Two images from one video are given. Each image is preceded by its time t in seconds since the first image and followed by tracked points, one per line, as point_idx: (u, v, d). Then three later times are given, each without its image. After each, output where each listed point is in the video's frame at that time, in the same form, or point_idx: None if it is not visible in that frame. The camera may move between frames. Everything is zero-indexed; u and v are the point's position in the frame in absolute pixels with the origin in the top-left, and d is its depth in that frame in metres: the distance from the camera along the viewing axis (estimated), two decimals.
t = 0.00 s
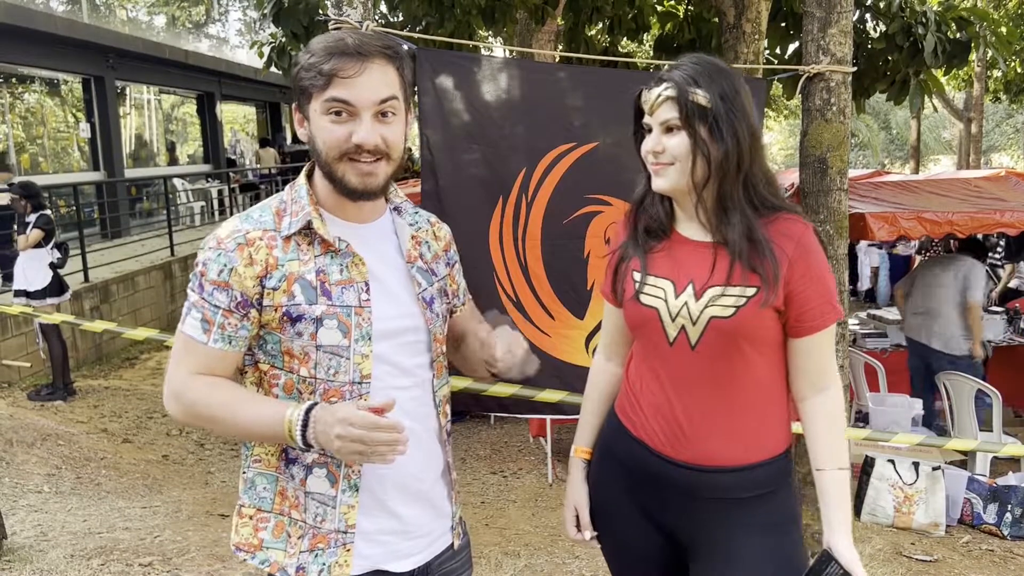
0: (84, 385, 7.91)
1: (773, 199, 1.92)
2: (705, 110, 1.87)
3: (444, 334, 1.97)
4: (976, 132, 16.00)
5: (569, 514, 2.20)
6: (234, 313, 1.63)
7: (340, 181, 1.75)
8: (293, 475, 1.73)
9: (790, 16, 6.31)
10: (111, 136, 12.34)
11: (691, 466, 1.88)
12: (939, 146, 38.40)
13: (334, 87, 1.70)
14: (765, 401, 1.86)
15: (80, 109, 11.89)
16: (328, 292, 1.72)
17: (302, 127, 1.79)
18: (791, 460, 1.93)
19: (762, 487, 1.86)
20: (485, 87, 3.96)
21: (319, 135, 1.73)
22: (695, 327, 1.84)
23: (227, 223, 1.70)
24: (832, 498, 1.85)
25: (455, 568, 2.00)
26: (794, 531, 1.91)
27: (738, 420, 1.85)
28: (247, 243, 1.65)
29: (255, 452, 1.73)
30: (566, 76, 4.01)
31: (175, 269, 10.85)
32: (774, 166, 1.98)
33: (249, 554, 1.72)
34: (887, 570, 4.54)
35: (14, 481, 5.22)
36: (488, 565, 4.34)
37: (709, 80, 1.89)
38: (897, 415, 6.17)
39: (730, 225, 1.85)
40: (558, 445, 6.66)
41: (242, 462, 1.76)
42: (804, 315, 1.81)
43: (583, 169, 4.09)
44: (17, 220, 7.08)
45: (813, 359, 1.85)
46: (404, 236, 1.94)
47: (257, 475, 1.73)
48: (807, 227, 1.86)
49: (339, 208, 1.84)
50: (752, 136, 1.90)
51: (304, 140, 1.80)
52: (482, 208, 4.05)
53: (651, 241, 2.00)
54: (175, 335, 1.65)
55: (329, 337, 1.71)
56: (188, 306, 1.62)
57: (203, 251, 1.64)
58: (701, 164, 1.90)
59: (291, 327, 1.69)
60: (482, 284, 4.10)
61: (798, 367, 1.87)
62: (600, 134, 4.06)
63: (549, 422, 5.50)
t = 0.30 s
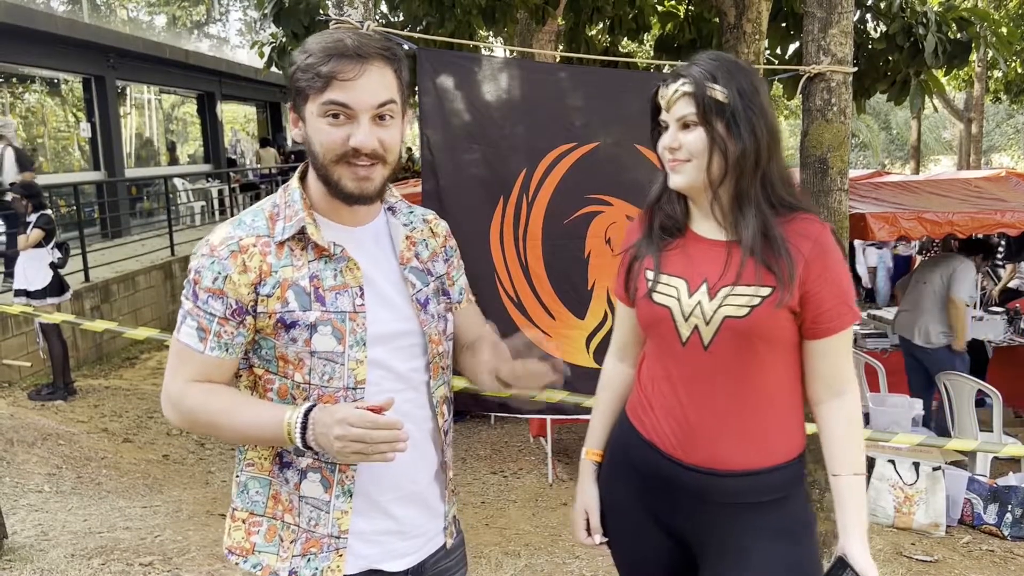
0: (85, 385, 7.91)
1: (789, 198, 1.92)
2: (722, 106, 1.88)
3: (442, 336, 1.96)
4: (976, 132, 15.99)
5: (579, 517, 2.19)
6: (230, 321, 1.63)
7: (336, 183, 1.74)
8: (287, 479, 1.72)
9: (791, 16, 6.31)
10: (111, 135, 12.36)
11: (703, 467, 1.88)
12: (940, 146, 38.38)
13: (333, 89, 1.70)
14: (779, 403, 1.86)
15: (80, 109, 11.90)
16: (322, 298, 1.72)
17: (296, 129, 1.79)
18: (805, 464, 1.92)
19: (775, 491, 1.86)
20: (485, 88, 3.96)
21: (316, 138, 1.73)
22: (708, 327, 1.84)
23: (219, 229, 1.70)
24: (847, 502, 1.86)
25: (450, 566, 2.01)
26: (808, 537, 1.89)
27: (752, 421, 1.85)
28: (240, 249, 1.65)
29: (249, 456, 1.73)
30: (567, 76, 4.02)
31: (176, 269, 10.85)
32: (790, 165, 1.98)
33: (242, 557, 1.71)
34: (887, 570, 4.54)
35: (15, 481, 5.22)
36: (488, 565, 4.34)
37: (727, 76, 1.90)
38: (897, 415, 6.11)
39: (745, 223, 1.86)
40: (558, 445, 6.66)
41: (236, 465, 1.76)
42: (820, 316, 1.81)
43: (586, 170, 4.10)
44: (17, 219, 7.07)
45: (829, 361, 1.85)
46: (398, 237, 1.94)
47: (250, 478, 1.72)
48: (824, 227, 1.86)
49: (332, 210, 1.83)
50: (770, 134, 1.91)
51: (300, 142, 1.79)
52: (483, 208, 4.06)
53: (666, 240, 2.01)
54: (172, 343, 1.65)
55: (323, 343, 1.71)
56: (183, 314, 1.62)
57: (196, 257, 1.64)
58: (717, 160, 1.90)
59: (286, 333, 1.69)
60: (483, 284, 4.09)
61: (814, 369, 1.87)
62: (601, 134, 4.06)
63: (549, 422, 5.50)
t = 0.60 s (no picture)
0: (85, 385, 7.91)
1: (803, 197, 1.92)
2: (736, 103, 1.88)
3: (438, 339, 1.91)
4: (976, 133, 16.00)
5: (588, 517, 2.19)
6: (224, 327, 1.60)
7: (323, 185, 1.68)
8: (282, 484, 1.72)
9: (791, 16, 6.32)
10: (111, 135, 12.36)
11: (714, 469, 1.88)
12: (940, 147, 38.40)
13: (314, 89, 1.64)
14: (791, 405, 1.86)
15: (81, 109, 11.89)
16: (313, 302, 1.68)
17: (280, 130, 1.72)
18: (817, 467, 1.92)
19: (787, 494, 1.86)
20: (486, 88, 3.96)
21: (300, 139, 1.67)
22: (720, 327, 1.85)
23: (210, 233, 1.66)
24: (859, 507, 1.85)
25: None
26: (820, 541, 1.89)
27: (763, 423, 1.85)
28: (229, 255, 1.62)
29: (247, 461, 1.72)
30: (567, 76, 4.02)
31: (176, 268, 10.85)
32: (803, 163, 1.98)
33: (242, 560, 1.72)
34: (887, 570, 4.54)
35: (16, 481, 5.22)
36: (488, 565, 4.34)
37: (741, 73, 1.90)
38: (897, 415, 6.09)
39: (759, 222, 1.86)
40: (559, 445, 6.66)
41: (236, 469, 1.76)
42: (834, 318, 1.81)
43: (587, 170, 4.10)
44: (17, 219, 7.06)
45: (842, 363, 1.85)
46: (393, 239, 1.87)
47: (248, 483, 1.72)
48: (839, 228, 1.86)
49: (323, 213, 1.79)
50: (783, 132, 1.90)
51: (284, 144, 1.73)
52: (483, 208, 4.06)
53: (679, 239, 2.01)
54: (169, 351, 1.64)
55: (313, 348, 1.68)
56: (178, 322, 1.61)
57: (188, 264, 1.61)
58: (731, 158, 1.90)
59: (276, 338, 1.66)
60: (484, 284, 4.12)
61: (827, 371, 1.87)
62: (601, 134, 4.06)
63: (550, 422, 5.50)
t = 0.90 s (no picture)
0: (86, 384, 7.91)
1: (804, 198, 1.92)
2: (738, 107, 1.89)
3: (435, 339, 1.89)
4: (977, 133, 15.99)
5: (589, 515, 2.19)
6: (226, 324, 1.55)
7: (322, 181, 1.65)
8: (285, 489, 1.64)
9: (791, 17, 6.32)
10: (111, 135, 12.36)
11: (716, 468, 1.88)
12: (940, 147, 38.41)
13: (312, 84, 1.61)
14: (793, 404, 1.86)
15: (82, 108, 11.89)
16: (313, 300, 1.65)
17: (277, 128, 1.69)
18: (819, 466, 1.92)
19: (787, 493, 1.86)
20: (486, 88, 3.96)
21: (297, 135, 1.64)
22: (723, 327, 1.85)
23: (209, 230, 1.61)
24: (860, 506, 1.84)
25: None
26: (821, 540, 1.89)
27: (765, 423, 1.85)
28: (231, 250, 1.57)
29: (244, 467, 1.64)
30: (567, 76, 4.02)
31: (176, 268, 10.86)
32: (805, 164, 1.98)
33: (241, 572, 1.63)
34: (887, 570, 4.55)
35: (17, 480, 5.22)
36: (489, 565, 4.34)
37: (742, 75, 1.90)
38: (897, 415, 6.09)
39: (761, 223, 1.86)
40: (559, 445, 6.66)
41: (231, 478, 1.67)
42: (836, 318, 1.81)
43: (587, 171, 4.10)
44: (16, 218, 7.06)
45: (843, 363, 1.85)
46: (389, 237, 1.86)
47: (246, 490, 1.64)
48: (841, 229, 1.86)
49: (321, 211, 1.75)
50: (783, 134, 1.91)
51: (280, 142, 1.70)
52: (485, 208, 4.05)
53: (682, 239, 2.01)
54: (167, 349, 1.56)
55: (315, 347, 1.64)
56: (177, 321, 1.54)
57: (186, 261, 1.56)
58: (732, 159, 1.91)
59: (277, 337, 1.62)
60: (485, 283, 4.10)
61: (828, 371, 1.87)
62: (601, 134, 4.06)
63: (550, 422, 5.50)
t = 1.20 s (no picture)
0: (85, 384, 7.92)
1: (794, 200, 1.92)
2: (731, 108, 1.88)
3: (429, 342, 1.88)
4: (977, 133, 15.98)
5: (580, 511, 2.19)
6: (217, 330, 1.52)
7: (319, 180, 1.64)
8: (277, 495, 1.62)
9: (792, 16, 6.32)
10: (111, 134, 12.35)
11: (705, 465, 1.88)
12: (939, 147, 38.41)
13: (311, 82, 1.61)
14: (781, 402, 1.86)
15: (82, 107, 11.89)
16: (310, 305, 1.61)
17: (274, 127, 1.68)
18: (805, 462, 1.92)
19: (775, 489, 1.86)
20: (486, 87, 3.96)
21: (295, 133, 1.63)
22: (712, 327, 1.85)
23: (202, 234, 1.57)
24: (845, 503, 1.84)
25: None
26: (807, 534, 1.90)
27: (753, 421, 1.85)
28: (225, 255, 1.54)
29: (236, 472, 1.63)
30: (567, 76, 4.01)
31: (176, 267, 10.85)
32: (794, 167, 1.99)
33: None
34: (888, 570, 4.55)
35: (17, 480, 5.22)
36: (489, 565, 4.34)
37: (736, 78, 1.90)
38: (897, 415, 6.11)
39: (750, 224, 1.86)
40: (559, 445, 6.66)
41: (222, 482, 1.66)
42: (824, 317, 1.81)
43: (586, 170, 4.10)
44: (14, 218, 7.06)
45: (830, 361, 1.85)
46: (386, 241, 1.84)
47: (237, 495, 1.63)
48: (828, 229, 1.86)
49: (319, 214, 1.72)
50: (776, 136, 1.91)
51: (278, 141, 1.69)
52: (485, 207, 4.05)
53: (672, 238, 2.01)
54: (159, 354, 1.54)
55: (311, 352, 1.60)
56: (168, 326, 1.51)
57: (179, 265, 1.53)
58: (725, 162, 1.90)
59: (273, 342, 1.58)
60: (484, 282, 4.10)
61: (815, 369, 1.87)
62: (601, 133, 4.06)
63: (550, 421, 5.50)
